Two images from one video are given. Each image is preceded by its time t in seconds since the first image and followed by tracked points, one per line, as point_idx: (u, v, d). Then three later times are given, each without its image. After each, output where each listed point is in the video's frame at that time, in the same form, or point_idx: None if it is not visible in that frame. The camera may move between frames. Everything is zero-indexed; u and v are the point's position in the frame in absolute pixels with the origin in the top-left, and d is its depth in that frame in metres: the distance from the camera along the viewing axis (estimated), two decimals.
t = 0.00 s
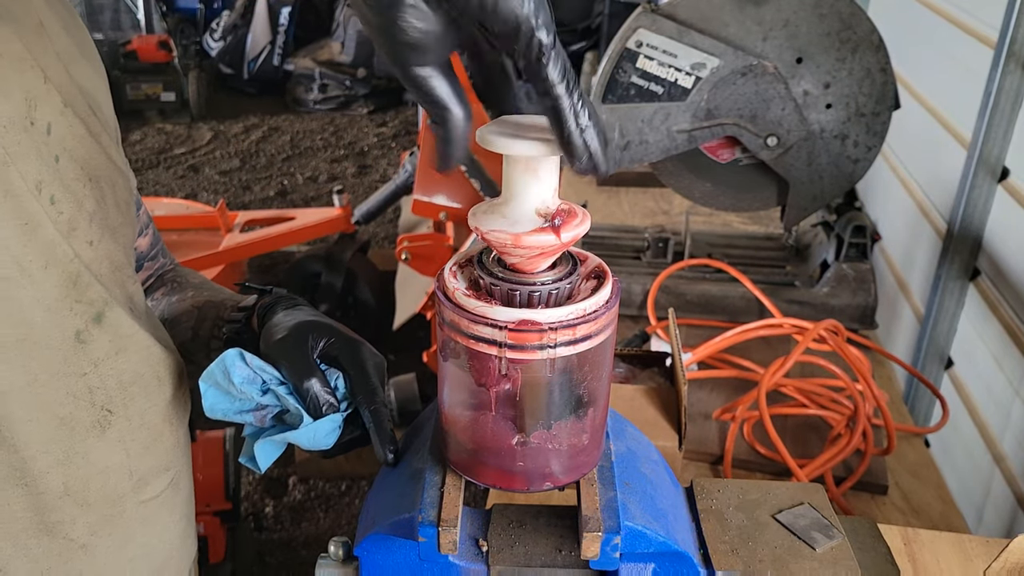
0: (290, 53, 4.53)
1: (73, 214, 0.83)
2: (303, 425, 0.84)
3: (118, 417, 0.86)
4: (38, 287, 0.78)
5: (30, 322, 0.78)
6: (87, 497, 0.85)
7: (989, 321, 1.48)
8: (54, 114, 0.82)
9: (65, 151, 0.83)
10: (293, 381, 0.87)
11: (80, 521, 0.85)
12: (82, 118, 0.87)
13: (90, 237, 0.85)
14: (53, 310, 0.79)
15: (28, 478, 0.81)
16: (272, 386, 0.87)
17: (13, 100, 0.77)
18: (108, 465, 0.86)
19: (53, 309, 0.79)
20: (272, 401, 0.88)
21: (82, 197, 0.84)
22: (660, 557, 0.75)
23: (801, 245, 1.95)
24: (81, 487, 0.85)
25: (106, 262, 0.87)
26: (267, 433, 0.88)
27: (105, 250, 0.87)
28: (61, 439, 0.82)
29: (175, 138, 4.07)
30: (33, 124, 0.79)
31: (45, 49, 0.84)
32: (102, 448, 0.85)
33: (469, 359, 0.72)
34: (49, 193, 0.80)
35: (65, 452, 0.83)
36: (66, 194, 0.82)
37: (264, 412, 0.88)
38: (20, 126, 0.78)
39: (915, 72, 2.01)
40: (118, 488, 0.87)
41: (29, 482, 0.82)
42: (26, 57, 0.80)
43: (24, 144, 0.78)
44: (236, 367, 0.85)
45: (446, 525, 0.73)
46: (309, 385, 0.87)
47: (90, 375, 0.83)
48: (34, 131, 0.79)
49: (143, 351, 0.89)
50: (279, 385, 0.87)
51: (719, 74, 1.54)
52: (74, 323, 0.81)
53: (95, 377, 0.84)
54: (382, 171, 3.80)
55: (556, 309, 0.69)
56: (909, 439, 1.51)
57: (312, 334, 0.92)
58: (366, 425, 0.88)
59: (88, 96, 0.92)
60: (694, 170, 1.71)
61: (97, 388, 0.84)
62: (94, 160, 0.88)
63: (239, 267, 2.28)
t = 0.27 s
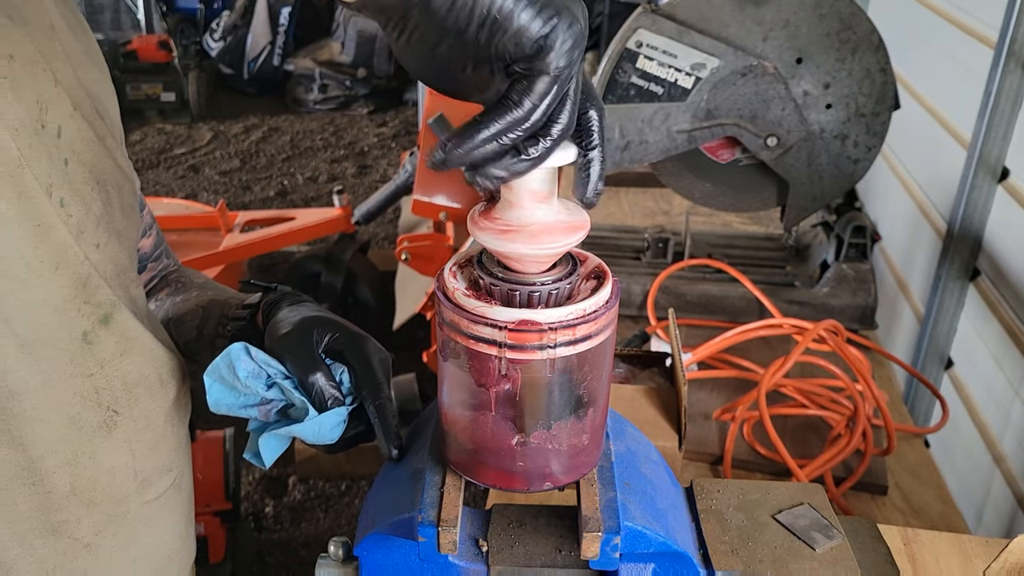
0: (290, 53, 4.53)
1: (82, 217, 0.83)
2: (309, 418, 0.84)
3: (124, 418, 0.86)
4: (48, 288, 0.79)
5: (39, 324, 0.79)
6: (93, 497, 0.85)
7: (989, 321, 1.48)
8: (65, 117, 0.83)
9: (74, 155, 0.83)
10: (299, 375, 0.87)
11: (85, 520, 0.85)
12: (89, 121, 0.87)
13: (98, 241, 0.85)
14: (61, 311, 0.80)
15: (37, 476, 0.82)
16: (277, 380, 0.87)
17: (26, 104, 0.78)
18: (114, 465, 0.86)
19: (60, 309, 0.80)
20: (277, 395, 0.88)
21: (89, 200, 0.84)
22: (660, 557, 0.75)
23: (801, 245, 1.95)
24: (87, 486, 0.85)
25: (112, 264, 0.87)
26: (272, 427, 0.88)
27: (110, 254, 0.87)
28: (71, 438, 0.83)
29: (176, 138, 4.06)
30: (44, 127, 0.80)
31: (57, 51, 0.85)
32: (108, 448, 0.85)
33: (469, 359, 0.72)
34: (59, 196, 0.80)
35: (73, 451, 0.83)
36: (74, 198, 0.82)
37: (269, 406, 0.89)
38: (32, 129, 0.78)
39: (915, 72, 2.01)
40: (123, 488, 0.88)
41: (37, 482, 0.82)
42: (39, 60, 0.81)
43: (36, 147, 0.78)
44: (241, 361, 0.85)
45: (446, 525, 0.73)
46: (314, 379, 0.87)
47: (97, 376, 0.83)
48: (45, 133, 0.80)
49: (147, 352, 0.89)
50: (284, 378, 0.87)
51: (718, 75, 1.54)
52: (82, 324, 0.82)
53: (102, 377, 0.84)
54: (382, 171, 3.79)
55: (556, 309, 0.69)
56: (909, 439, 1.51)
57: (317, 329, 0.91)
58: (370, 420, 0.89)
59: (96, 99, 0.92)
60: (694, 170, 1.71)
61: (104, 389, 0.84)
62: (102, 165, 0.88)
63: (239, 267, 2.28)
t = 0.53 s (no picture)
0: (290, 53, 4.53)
1: (86, 215, 0.83)
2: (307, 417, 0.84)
3: (126, 412, 0.87)
4: (56, 281, 0.79)
5: (46, 317, 0.79)
6: (96, 490, 0.85)
7: (989, 322, 1.48)
8: (71, 115, 0.83)
9: (80, 153, 0.83)
10: (297, 374, 0.87)
11: (88, 513, 0.85)
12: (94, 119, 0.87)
13: (101, 238, 0.85)
14: (68, 304, 0.80)
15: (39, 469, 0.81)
16: (275, 379, 0.87)
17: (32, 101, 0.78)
18: (117, 458, 0.86)
19: (67, 303, 0.80)
20: (276, 394, 0.88)
21: (94, 199, 0.84)
22: (660, 557, 0.75)
23: (801, 245, 1.95)
24: (91, 479, 0.85)
25: (114, 262, 0.87)
26: (270, 426, 0.88)
27: (114, 252, 0.87)
28: (75, 431, 0.82)
29: (176, 138, 4.06)
30: (50, 125, 0.80)
31: (62, 51, 0.85)
32: (111, 442, 0.86)
33: (469, 359, 0.72)
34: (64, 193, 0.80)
35: (76, 444, 0.83)
36: (79, 194, 0.82)
37: (268, 405, 0.88)
38: (38, 127, 0.78)
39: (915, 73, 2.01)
40: (126, 482, 0.88)
41: (38, 474, 0.82)
42: (47, 60, 0.81)
43: (42, 144, 0.78)
44: (239, 360, 0.85)
45: (446, 525, 0.72)
46: (312, 377, 0.87)
47: (100, 370, 0.84)
48: (51, 131, 0.80)
49: (149, 348, 0.89)
50: (282, 377, 0.87)
51: (719, 75, 1.54)
52: (85, 318, 0.82)
53: (104, 372, 0.84)
54: (383, 171, 3.80)
55: (556, 309, 0.69)
56: (909, 439, 1.51)
57: (316, 327, 0.92)
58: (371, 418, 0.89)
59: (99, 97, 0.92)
60: (694, 170, 1.70)
61: (107, 382, 0.84)
62: (107, 163, 0.88)
63: (239, 267, 2.28)
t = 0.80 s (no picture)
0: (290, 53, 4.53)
1: (87, 214, 0.83)
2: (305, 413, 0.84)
3: (126, 408, 0.87)
4: (57, 277, 0.79)
5: (48, 313, 0.79)
6: (97, 483, 0.85)
7: (989, 322, 1.48)
8: (73, 115, 0.83)
9: (82, 153, 0.84)
10: (295, 370, 0.87)
11: (90, 507, 0.85)
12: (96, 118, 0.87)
13: (102, 237, 0.85)
14: (69, 301, 0.80)
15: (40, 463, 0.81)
16: (273, 376, 0.87)
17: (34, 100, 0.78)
18: (119, 452, 0.87)
19: (69, 299, 0.80)
20: (274, 392, 0.87)
21: (96, 198, 0.84)
22: (660, 557, 0.75)
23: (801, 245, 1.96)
24: (92, 473, 0.85)
25: (117, 261, 0.87)
26: (268, 423, 0.88)
27: (115, 250, 0.87)
28: (78, 426, 0.83)
29: (175, 138, 4.06)
30: (52, 124, 0.80)
31: (64, 51, 0.85)
32: (113, 437, 0.86)
33: (469, 359, 0.72)
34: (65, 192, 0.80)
35: (78, 439, 0.83)
36: (81, 193, 0.82)
37: (266, 403, 0.88)
38: (41, 126, 0.78)
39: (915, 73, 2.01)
40: (127, 476, 0.88)
41: (40, 468, 0.81)
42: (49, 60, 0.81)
43: (44, 144, 0.78)
44: (237, 357, 0.85)
45: (445, 525, 0.72)
46: (309, 375, 0.87)
47: (100, 367, 0.84)
48: (54, 130, 0.80)
49: (148, 346, 0.89)
50: (280, 375, 0.87)
51: (718, 75, 1.54)
52: (87, 315, 0.82)
53: (105, 368, 0.84)
54: (383, 171, 3.80)
55: (556, 309, 0.69)
56: (908, 439, 1.51)
57: (314, 325, 0.92)
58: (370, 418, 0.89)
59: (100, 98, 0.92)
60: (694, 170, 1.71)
61: (107, 378, 0.85)
62: (108, 163, 0.88)
63: (239, 267, 2.28)
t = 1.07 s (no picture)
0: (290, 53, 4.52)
1: (83, 214, 0.83)
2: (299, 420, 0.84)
3: (122, 407, 0.87)
4: (53, 275, 0.79)
5: (45, 310, 0.79)
6: (89, 481, 0.85)
7: (989, 322, 1.48)
8: (69, 114, 0.83)
9: (78, 152, 0.83)
10: (290, 377, 0.87)
11: (82, 505, 0.85)
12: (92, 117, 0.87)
13: (99, 236, 0.85)
14: (64, 299, 0.80)
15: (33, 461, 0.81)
16: (268, 382, 0.87)
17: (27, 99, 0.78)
18: (114, 451, 0.87)
19: (62, 298, 0.80)
20: (268, 396, 0.88)
21: (92, 198, 0.84)
22: (660, 557, 0.75)
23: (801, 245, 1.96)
24: (83, 471, 0.85)
25: (115, 260, 0.87)
26: (263, 428, 0.88)
27: (114, 250, 0.87)
28: (68, 423, 0.83)
29: (176, 138, 4.06)
30: (48, 124, 0.80)
31: (61, 51, 0.85)
32: (107, 435, 0.86)
33: (469, 359, 0.72)
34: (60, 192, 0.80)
35: (71, 437, 0.83)
36: (77, 193, 0.82)
37: (260, 407, 0.89)
38: (35, 126, 0.78)
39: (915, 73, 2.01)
40: (121, 476, 0.88)
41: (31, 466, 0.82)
42: (45, 60, 0.81)
43: (39, 144, 0.78)
44: (232, 362, 0.85)
45: (445, 525, 0.72)
46: (305, 380, 0.87)
47: (94, 365, 0.84)
48: (49, 130, 0.80)
49: (145, 344, 0.89)
50: (274, 381, 0.87)
51: (718, 75, 1.54)
52: (82, 314, 0.82)
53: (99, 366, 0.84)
54: (382, 171, 3.80)
55: (556, 309, 0.69)
56: (909, 439, 1.51)
57: (310, 330, 0.91)
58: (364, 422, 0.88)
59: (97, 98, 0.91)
60: (694, 171, 1.71)
61: (102, 376, 0.85)
62: (105, 162, 0.88)
63: (239, 267, 2.28)
